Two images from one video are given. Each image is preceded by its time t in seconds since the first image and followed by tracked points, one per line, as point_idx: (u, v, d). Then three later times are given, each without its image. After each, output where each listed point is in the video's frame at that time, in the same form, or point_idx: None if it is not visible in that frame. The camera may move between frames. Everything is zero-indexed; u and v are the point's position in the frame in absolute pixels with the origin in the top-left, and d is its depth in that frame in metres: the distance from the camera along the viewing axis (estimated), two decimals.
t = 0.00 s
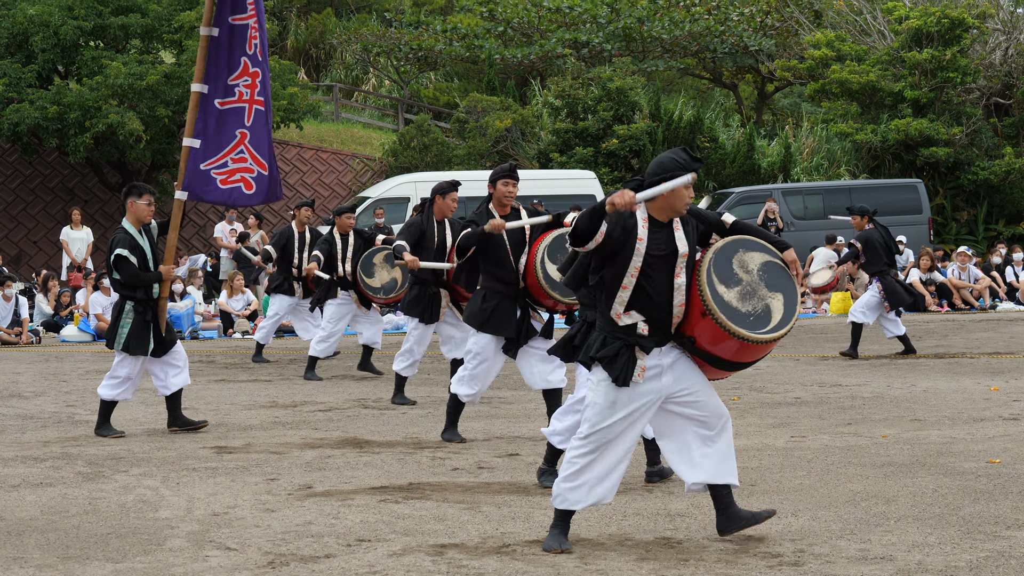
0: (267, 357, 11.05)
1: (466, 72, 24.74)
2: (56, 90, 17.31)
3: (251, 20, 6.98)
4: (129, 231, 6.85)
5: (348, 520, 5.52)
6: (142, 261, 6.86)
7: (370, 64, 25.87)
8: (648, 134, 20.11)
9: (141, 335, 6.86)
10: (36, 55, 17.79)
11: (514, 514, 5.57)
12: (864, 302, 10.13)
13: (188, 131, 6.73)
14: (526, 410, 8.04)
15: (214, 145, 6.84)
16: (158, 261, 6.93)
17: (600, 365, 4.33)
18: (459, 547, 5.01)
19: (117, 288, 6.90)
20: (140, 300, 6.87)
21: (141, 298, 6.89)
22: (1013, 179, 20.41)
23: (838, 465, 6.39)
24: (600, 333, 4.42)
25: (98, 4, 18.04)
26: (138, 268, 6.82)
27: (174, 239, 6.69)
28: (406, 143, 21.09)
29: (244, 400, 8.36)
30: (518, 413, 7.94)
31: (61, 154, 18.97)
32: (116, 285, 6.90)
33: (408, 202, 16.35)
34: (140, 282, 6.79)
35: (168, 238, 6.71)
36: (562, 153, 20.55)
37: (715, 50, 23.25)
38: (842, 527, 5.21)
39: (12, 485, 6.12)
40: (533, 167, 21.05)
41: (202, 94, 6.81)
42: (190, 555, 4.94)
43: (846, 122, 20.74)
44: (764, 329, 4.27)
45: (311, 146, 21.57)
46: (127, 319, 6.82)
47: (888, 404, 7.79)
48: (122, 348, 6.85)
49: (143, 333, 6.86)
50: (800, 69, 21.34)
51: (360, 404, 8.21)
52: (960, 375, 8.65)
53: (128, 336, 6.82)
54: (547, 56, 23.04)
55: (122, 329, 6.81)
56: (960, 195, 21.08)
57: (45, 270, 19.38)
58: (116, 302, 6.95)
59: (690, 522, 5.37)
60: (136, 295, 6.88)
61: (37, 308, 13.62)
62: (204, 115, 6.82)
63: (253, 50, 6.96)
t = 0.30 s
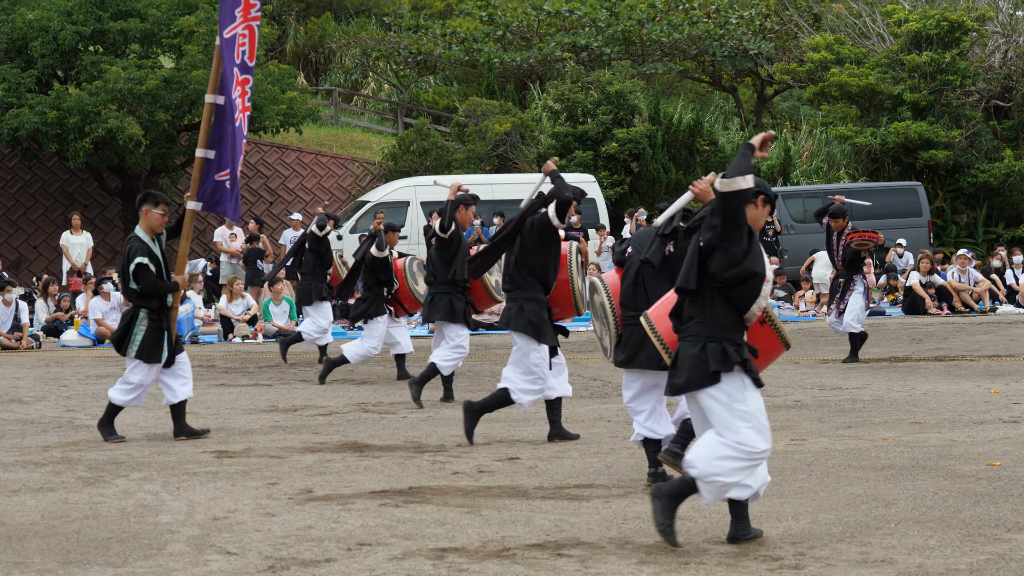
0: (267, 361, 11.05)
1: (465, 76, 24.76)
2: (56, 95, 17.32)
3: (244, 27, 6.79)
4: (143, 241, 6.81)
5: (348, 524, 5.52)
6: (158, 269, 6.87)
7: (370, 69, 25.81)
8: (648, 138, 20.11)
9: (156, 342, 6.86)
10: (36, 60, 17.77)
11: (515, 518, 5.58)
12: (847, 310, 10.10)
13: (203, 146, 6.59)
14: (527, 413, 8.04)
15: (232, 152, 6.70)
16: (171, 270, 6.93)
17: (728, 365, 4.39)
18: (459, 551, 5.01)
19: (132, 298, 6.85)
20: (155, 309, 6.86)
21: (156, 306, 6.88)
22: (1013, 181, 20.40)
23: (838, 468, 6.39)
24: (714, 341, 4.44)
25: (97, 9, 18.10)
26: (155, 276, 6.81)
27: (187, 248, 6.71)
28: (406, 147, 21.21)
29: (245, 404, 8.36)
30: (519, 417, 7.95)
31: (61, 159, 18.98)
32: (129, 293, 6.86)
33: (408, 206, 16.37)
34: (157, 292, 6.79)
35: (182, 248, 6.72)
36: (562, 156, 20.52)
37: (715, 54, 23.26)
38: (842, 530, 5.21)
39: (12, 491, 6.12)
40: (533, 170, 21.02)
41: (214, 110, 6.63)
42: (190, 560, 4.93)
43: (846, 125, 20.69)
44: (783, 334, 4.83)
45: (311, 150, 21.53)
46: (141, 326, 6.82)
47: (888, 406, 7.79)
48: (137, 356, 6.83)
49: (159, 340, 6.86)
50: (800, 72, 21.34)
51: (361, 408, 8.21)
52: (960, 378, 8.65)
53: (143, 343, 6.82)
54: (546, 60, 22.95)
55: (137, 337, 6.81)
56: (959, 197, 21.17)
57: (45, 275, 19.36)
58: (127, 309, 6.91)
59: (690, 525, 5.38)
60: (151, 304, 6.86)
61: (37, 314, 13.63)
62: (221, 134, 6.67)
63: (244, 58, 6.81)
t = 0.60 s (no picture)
0: (268, 366, 11.06)
1: (465, 80, 24.77)
2: (56, 99, 17.29)
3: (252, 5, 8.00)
4: (178, 236, 6.90)
5: (350, 528, 5.52)
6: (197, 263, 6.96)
7: (371, 72, 25.77)
8: (648, 142, 20.11)
9: (210, 331, 6.91)
10: (36, 65, 17.80)
11: (516, 523, 5.58)
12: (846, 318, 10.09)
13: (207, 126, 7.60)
14: (528, 418, 8.05)
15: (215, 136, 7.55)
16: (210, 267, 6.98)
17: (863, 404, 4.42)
18: (461, 555, 5.01)
19: (176, 294, 6.86)
20: (200, 302, 6.93)
21: (200, 299, 6.95)
22: (1014, 186, 20.36)
23: (839, 472, 6.40)
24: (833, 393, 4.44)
25: (98, 13, 18.01)
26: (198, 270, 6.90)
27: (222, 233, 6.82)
28: (407, 151, 21.34)
29: (246, 408, 8.36)
30: (519, 421, 7.95)
31: (62, 163, 18.99)
32: (172, 291, 6.87)
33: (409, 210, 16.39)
34: (202, 284, 6.86)
35: (216, 237, 6.82)
36: (563, 160, 20.51)
37: (715, 58, 23.27)
38: (843, 534, 5.21)
39: (13, 495, 6.12)
40: (533, 174, 21.02)
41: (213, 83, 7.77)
42: (192, 564, 4.93)
43: (847, 129, 20.72)
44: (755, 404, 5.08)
45: (311, 154, 21.56)
46: (191, 319, 6.84)
47: (889, 411, 7.79)
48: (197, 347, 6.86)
49: (213, 328, 6.92)
50: (800, 76, 21.33)
51: (361, 412, 8.21)
52: (961, 382, 8.64)
53: (199, 335, 6.85)
54: (547, 64, 22.92)
55: (190, 330, 6.82)
56: (960, 202, 21.15)
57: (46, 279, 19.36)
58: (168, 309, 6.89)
59: (692, 529, 5.38)
60: (195, 298, 6.91)
61: (37, 318, 13.61)
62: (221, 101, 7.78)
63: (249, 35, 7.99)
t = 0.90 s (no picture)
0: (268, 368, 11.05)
1: (466, 83, 24.78)
2: (56, 102, 17.25)
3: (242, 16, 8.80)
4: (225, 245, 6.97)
5: (350, 532, 5.52)
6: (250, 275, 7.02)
7: (372, 76, 25.71)
8: (649, 146, 20.07)
9: (264, 339, 7.00)
10: (37, 68, 17.80)
11: (517, 526, 5.58)
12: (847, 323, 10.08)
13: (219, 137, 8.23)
14: (528, 422, 8.05)
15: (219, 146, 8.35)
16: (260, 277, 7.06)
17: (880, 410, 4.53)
18: (461, 559, 5.01)
19: (238, 304, 6.89)
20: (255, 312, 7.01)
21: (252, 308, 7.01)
22: (1014, 191, 20.35)
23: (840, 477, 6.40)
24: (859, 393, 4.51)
25: (99, 15, 17.99)
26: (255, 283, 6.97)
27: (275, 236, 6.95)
28: (407, 154, 21.11)
29: (246, 411, 8.36)
30: (520, 425, 7.95)
31: (62, 165, 18.99)
32: (232, 302, 6.88)
33: (409, 215, 16.39)
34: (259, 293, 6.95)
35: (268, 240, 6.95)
36: (563, 164, 20.52)
37: (715, 63, 23.26)
38: (844, 539, 5.22)
39: (14, 498, 6.12)
40: (534, 178, 21.05)
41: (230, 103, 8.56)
42: (192, 567, 4.93)
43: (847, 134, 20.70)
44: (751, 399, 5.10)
45: (312, 158, 21.61)
46: (253, 329, 6.92)
47: (889, 416, 7.79)
48: (261, 355, 6.94)
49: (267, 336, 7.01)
50: (801, 81, 21.33)
51: (362, 415, 8.21)
52: (961, 387, 8.65)
53: (260, 344, 6.94)
54: (548, 67, 22.99)
55: (253, 340, 6.90)
56: (961, 207, 21.15)
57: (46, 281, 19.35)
58: (228, 319, 6.90)
59: (692, 534, 5.38)
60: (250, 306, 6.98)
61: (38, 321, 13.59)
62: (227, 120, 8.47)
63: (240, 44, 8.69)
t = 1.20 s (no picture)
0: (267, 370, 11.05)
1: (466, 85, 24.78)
2: (56, 103, 17.27)
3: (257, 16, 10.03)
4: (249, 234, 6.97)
5: (349, 534, 5.52)
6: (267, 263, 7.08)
7: (372, 78, 25.70)
8: (649, 149, 20.15)
9: (277, 334, 7.07)
10: (37, 69, 17.78)
11: (516, 529, 5.58)
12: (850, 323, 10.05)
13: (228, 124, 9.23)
14: (528, 424, 8.05)
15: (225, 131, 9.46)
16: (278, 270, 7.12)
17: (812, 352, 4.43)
18: (460, 561, 5.01)
19: (259, 295, 6.93)
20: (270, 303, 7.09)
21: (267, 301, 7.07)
22: (1013, 195, 20.39)
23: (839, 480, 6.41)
24: (790, 336, 4.47)
25: (99, 17, 18.01)
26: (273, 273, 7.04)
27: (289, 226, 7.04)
28: (407, 156, 21.10)
29: (245, 413, 8.35)
30: (519, 427, 7.95)
31: (62, 167, 18.97)
32: (258, 289, 6.91)
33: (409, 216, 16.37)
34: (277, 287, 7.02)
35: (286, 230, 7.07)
36: (563, 167, 20.51)
37: (715, 65, 23.25)
38: (843, 542, 5.22)
39: (13, 499, 6.12)
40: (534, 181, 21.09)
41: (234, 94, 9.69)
42: (191, 569, 4.94)
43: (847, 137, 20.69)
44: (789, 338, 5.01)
45: (312, 160, 21.61)
46: (271, 319, 7.02)
47: (888, 419, 7.80)
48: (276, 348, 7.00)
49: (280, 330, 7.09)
50: (801, 84, 21.33)
51: (361, 418, 8.21)
52: (961, 391, 8.65)
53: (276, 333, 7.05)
54: (548, 70, 23.00)
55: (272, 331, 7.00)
56: (960, 210, 21.17)
57: (45, 283, 19.34)
58: (252, 306, 6.92)
59: (691, 536, 5.38)
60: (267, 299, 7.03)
61: (37, 322, 13.57)
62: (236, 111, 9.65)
63: (257, 48, 9.93)
